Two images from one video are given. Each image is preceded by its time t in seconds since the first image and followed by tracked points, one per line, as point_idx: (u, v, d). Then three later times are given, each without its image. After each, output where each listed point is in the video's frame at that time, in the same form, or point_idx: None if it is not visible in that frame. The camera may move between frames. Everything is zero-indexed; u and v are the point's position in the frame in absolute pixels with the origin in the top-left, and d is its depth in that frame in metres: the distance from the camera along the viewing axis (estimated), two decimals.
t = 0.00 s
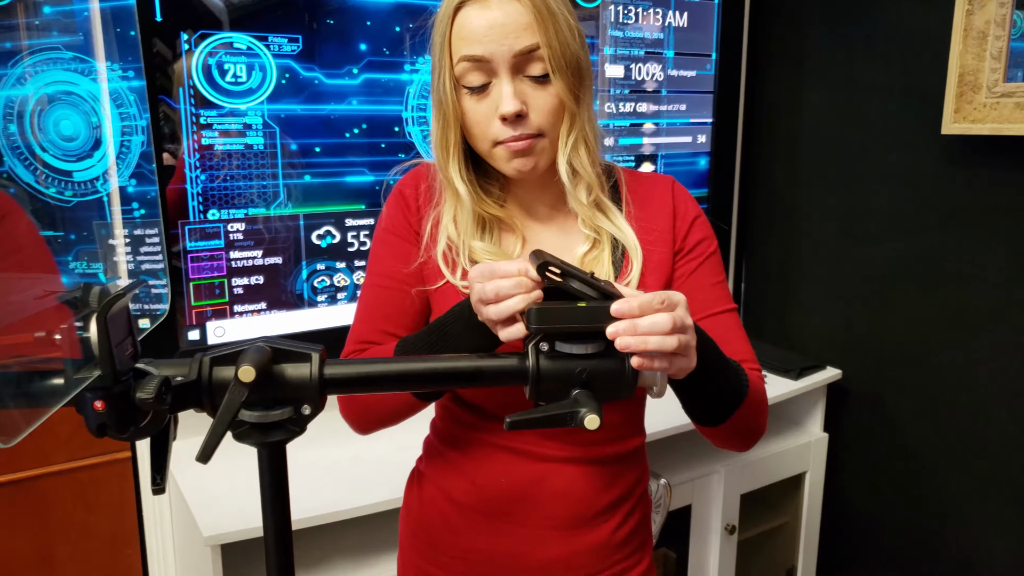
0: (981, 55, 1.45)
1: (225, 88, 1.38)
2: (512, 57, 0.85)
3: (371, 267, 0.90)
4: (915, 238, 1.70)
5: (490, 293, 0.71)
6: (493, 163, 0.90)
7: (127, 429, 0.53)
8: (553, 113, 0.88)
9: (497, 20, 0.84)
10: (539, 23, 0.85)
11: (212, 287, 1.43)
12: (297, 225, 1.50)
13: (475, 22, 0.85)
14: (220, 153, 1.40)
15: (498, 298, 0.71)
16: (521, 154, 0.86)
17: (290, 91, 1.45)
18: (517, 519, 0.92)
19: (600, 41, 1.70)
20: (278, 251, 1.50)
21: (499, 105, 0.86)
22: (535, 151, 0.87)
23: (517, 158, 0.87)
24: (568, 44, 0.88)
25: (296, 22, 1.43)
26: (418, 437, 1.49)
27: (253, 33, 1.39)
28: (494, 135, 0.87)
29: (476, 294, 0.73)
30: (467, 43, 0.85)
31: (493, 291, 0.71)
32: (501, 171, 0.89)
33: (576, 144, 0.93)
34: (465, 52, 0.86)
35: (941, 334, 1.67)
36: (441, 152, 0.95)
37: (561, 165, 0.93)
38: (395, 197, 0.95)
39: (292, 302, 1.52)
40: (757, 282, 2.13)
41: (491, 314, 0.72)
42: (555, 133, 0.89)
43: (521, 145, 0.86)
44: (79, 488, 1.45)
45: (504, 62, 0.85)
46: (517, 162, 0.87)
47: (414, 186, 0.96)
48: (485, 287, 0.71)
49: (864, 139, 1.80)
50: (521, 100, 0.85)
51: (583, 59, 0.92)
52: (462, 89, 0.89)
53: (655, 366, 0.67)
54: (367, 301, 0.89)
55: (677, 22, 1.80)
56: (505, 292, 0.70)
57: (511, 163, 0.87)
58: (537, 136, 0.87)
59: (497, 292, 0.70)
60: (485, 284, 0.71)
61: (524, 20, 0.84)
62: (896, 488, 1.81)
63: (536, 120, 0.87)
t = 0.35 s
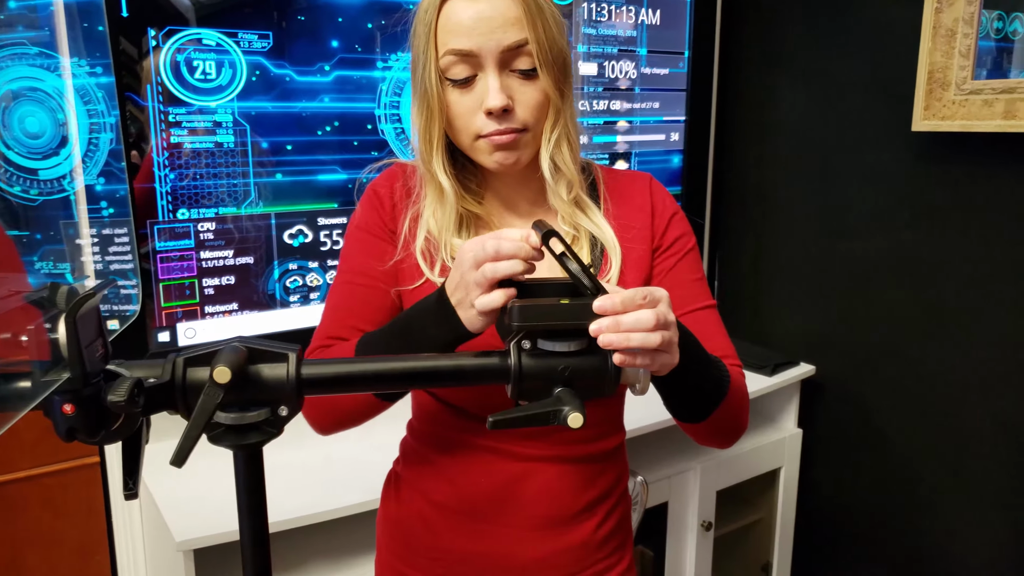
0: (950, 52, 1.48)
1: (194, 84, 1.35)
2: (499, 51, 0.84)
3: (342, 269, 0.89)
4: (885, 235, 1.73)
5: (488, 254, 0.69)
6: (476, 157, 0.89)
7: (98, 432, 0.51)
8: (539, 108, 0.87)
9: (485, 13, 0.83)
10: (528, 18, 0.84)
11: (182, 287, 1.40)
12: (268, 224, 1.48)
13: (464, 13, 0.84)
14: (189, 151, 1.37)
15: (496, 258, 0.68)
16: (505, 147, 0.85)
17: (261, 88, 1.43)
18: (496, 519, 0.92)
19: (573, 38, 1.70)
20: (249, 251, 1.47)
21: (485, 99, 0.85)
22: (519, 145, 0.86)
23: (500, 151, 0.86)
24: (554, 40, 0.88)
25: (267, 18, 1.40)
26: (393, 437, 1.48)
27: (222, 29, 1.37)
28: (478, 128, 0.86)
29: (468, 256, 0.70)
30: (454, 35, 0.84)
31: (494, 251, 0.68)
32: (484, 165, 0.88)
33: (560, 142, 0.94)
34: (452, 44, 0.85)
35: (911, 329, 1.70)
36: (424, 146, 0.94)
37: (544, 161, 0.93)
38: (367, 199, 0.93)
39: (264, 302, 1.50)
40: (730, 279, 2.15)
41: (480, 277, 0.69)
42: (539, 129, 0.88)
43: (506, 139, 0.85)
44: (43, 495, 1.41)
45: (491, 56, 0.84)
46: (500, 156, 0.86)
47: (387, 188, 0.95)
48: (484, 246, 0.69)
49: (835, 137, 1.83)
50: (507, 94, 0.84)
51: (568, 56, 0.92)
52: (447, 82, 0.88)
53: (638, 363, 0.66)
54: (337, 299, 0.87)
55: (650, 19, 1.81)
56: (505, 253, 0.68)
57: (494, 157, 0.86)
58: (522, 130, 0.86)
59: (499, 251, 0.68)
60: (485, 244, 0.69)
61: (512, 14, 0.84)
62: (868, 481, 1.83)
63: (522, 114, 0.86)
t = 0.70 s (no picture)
0: (925, 49, 1.50)
1: (165, 79, 1.32)
2: (492, 40, 0.83)
3: (317, 256, 0.87)
4: (861, 230, 1.75)
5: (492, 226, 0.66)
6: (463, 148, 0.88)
7: (71, 433, 0.49)
8: (528, 100, 0.86)
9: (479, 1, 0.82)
10: (521, 8, 0.83)
11: (155, 287, 1.37)
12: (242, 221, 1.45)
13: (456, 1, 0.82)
14: (158, 148, 1.33)
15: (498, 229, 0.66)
16: (494, 138, 0.84)
17: (234, 83, 1.40)
18: (480, 520, 0.90)
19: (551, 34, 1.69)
20: (223, 249, 1.44)
21: (475, 88, 0.83)
22: (507, 137, 0.85)
23: (488, 142, 0.85)
24: (547, 32, 0.87)
25: (239, 12, 1.38)
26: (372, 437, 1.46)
27: (194, 23, 1.34)
28: (467, 118, 0.85)
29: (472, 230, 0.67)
30: (446, 23, 0.83)
31: (498, 221, 0.66)
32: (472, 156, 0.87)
33: (549, 134, 0.94)
34: (443, 32, 0.83)
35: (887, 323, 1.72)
36: (412, 135, 0.93)
37: (534, 154, 0.93)
38: (348, 185, 0.92)
39: (238, 301, 1.47)
40: (708, 276, 2.17)
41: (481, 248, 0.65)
42: (529, 120, 0.87)
43: (495, 129, 0.84)
44: (10, 501, 1.37)
45: (483, 45, 0.83)
46: (488, 146, 0.85)
47: (368, 175, 0.93)
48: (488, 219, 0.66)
49: (811, 135, 1.84)
50: (498, 84, 0.83)
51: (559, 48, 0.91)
52: (437, 71, 0.86)
53: (626, 358, 0.66)
54: (310, 285, 0.84)
55: (626, 15, 1.81)
56: (507, 227, 0.65)
57: (482, 148, 0.85)
58: (512, 121, 0.85)
59: (503, 221, 0.66)
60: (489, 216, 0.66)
61: (506, 3, 0.82)
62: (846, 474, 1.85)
63: (512, 105, 0.85)
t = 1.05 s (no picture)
0: (905, 48, 1.51)
1: (142, 76, 1.29)
2: (520, 35, 0.82)
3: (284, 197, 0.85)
4: (844, 228, 1.77)
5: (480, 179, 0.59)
6: (478, 141, 0.88)
7: (51, 441, 0.47)
8: (548, 98, 0.86)
9: None
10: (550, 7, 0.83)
11: (132, 288, 1.34)
12: (222, 221, 1.43)
13: None
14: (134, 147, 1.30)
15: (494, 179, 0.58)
16: (513, 135, 0.84)
17: (212, 80, 1.37)
18: (470, 525, 0.89)
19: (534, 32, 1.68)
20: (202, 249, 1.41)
21: (498, 82, 0.83)
22: (524, 135, 0.85)
23: (504, 138, 0.85)
24: (570, 33, 0.87)
25: (217, 8, 1.35)
26: (355, 439, 1.44)
27: (171, 18, 1.31)
28: (487, 112, 0.84)
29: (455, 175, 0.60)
30: (474, 14, 0.82)
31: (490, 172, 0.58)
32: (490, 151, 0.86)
33: (562, 136, 0.96)
34: (470, 23, 0.82)
35: (869, 320, 1.74)
36: (426, 123, 0.90)
37: (549, 156, 0.96)
38: (342, 156, 0.93)
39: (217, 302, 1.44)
40: (691, 274, 2.18)
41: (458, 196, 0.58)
42: (546, 118, 0.88)
43: (515, 126, 0.84)
44: None
45: (511, 38, 0.82)
46: (504, 143, 0.85)
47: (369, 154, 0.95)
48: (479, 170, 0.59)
49: (792, 133, 1.86)
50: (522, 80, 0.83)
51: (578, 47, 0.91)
52: (459, 61, 0.85)
53: (623, 360, 0.65)
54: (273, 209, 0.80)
55: (608, 14, 1.81)
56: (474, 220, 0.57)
57: (499, 143, 0.85)
58: (531, 118, 0.85)
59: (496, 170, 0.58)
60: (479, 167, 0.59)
61: None
62: (829, 470, 1.87)
63: (533, 102, 0.84)
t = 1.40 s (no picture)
0: (882, 44, 1.53)
1: (114, 73, 1.26)
2: (561, 38, 0.84)
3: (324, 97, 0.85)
4: (822, 225, 1.78)
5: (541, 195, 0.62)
6: (499, 137, 0.91)
7: (26, 446, 0.46)
8: (574, 102, 0.89)
9: None
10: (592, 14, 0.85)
11: (105, 289, 1.31)
12: (197, 220, 1.40)
13: None
14: (116, 145, 1.28)
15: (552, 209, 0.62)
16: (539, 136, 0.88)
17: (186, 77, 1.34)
18: (455, 528, 0.88)
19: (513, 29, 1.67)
20: (177, 249, 1.39)
21: (530, 81, 0.85)
22: (543, 137, 0.89)
23: (524, 139, 0.88)
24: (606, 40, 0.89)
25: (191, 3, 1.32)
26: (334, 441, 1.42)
27: (144, 13, 1.28)
28: (516, 110, 0.87)
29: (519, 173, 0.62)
30: (518, 8, 0.82)
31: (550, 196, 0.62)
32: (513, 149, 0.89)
33: (593, 143, 1.00)
34: (514, 17, 0.83)
35: (847, 316, 1.76)
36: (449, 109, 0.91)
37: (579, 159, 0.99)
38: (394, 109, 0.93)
39: (193, 303, 1.41)
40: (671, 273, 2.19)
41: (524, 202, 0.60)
42: (570, 120, 0.91)
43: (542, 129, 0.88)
44: None
45: (552, 40, 0.84)
46: (523, 143, 0.89)
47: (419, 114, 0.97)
48: (542, 185, 0.62)
49: (770, 131, 1.87)
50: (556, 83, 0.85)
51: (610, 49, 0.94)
52: (494, 53, 0.86)
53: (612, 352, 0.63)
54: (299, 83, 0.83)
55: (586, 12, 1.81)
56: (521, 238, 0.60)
57: (523, 143, 0.89)
58: (556, 121, 0.88)
59: (560, 205, 0.63)
60: (541, 180, 0.63)
61: (581, 5, 0.84)
62: (809, 465, 1.89)
63: (559, 105, 0.87)
